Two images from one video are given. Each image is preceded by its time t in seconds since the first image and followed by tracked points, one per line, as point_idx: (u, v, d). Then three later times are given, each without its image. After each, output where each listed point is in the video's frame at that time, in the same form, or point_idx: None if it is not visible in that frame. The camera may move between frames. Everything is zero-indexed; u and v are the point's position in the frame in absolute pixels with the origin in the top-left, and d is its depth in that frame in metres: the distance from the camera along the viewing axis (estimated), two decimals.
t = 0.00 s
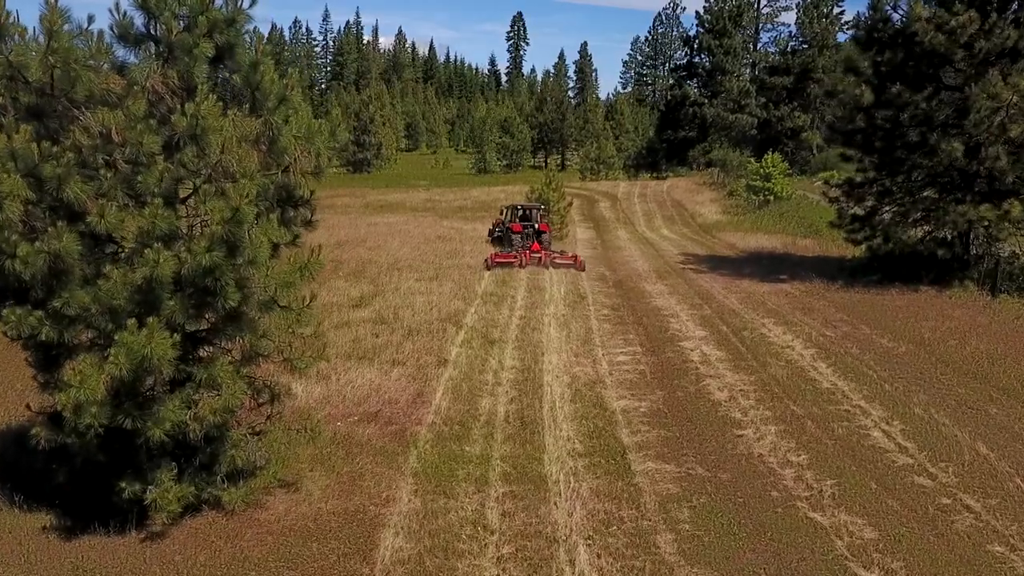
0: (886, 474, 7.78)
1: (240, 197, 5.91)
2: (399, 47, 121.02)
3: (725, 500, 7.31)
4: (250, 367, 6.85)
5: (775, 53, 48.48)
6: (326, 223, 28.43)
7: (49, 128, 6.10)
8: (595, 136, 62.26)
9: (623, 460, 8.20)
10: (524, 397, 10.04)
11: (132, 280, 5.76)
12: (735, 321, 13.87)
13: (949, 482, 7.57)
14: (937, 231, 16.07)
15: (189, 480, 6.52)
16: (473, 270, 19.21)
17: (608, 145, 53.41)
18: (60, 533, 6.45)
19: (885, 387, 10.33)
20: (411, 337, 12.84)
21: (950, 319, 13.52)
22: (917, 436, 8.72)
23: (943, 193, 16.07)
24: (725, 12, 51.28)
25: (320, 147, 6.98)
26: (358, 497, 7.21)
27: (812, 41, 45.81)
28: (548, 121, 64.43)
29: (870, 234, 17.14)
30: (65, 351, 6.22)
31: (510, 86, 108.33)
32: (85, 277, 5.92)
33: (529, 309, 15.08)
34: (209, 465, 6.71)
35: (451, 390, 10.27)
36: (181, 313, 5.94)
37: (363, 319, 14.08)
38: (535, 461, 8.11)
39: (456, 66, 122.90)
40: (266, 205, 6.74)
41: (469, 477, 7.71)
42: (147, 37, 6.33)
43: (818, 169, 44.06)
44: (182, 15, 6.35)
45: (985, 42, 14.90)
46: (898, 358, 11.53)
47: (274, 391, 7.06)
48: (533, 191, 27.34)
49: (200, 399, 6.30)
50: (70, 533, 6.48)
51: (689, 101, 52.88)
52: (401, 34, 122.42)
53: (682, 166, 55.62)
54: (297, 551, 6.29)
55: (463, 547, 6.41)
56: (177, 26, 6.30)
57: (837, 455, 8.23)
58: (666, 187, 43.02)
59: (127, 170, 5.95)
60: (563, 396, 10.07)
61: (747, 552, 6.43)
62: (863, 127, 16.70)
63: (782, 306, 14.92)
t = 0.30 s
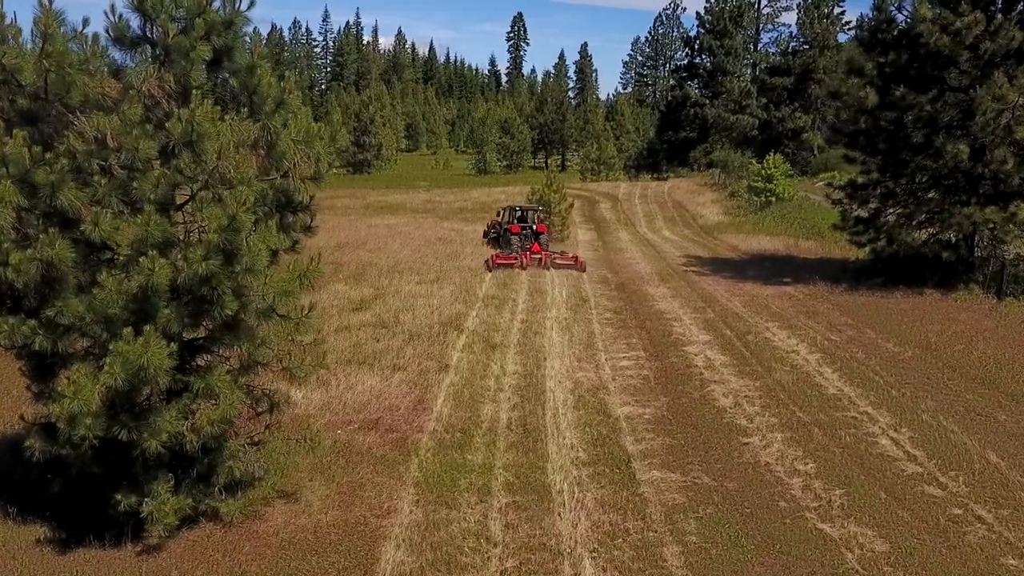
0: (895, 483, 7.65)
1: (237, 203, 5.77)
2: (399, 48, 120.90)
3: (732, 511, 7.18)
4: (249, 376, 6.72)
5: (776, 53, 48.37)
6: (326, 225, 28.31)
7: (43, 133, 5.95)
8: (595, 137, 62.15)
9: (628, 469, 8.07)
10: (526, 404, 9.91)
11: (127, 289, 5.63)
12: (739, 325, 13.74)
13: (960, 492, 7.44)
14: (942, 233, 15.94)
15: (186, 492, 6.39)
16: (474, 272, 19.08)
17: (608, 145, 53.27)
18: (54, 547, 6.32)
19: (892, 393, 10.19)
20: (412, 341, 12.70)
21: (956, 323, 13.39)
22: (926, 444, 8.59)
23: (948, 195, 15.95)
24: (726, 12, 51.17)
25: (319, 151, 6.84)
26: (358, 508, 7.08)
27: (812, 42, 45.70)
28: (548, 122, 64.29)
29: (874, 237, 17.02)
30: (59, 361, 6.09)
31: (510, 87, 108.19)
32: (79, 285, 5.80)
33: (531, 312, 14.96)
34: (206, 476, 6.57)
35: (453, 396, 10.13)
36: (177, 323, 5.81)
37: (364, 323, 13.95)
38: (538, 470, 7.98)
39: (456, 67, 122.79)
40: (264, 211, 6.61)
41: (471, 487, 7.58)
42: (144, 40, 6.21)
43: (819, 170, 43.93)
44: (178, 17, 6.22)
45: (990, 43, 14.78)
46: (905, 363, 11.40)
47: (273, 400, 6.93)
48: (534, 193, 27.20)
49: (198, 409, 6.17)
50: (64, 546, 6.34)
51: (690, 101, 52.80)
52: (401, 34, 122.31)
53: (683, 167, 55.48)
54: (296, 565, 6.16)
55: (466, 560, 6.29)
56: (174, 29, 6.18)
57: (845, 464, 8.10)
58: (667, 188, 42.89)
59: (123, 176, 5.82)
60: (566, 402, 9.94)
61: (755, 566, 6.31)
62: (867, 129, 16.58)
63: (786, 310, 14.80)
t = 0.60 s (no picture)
0: (906, 494, 7.52)
1: (235, 212, 5.64)
2: (399, 49, 120.80)
3: (740, 523, 7.05)
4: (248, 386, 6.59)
5: (777, 54, 48.22)
6: (326, 227, 28.18)
7: (36, 140, 5.82)
8: (596, 137, 62.04)
9: (633, 479, 7.94)
10: (529, 412, 9.78)
11: (122, 300, 5.50)
12: (743, 330, 13.60)
13: (971, 503, 7.31)
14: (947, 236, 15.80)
15: (183, 506, 6.25)
16: (475, 275, 18.94)
17: (609, 146, 53.14)
18: (49, 562, 6.20)
19: (899, 401, 10.06)
20: (413, 347, 12.58)
21: (962, 328, 13.26)
22: (935, 453, 8.46)
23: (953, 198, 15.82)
24: (727, 13, 51.07)
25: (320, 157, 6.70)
26: (359, 521, 6.95)
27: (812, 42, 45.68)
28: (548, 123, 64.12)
29: (879, 240, 16.90)
30: (53, 373, 5.96)
31: (510, 87, 108.03)
32: (74, 295, 5.68)
33: (533, 317, 14.83)
34: (204, 489, 6.43)
35: (455, 403, 10.00)
36: (174, 334, 5.69)
37: (364, 328, 13.81)
38: (542, 480, 7.85)
39: (456, 67, 122.67)
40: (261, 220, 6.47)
41: (474, 499, 7.45)
42: (140, 44, 6.09)
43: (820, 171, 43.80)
44: (175, 21, 6.09)
45: (996, 45, 14.66)
46: (912, 369, 11.27)
47: (272, 411, 6.79)
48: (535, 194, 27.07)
49: (195, 422, 6.03)
50: (59, 562, 6.22)
51: (691, 102, 52.68)
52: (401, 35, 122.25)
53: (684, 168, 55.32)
54: None
55: None
56: (171, 33, 6.06)
57: (854, 474, 7.96)
58: (668, 189, 42.75)
59: (119, 184, 5.70)
60: (569, 410, 9.81)
61: None
62: (870, 132, 16.45)
63: (790, 314, 14.67)
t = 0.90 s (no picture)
0: (916, 506, 7.40)
1: (233, 221, 5.52)
2: (399, 49, 120.74)
3: (748, 536, 6.92)
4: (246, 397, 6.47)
5: (778, 55, 48.19)
6: (326, 229, 28.05)
7: (30, 147, 5.69)
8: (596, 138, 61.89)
9: (639, 490, 7.81)
10: (532, 420, 9.65)
11: (118, 312, 5.37)
12: (747, 335, 13.48)
13: (983, 515, 7.19)
14: (952, 240, 15.66)
15: (180, 521, 6.12)
16: (476, 279, 18.80)
17: (609, 147, 52.99)
18: None
19: (907, 408, 9.93)
20: (413, 352, 12.45)
21: (968, 332, 13.13)
22: (945, 463, 8.33)
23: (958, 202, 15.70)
24: (727, 14, 50.42)
25: (319, 164, 6.57)
26: (360, 534, 6.83)
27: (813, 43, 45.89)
28: (549, 123, 63.89)
29: (883, 243, 16.78)
30: (48, 385, 5.84)
31: (510, 88, 107.89)
32: (69, 306, 5.56)
33: (535, 321, 14.71)
34: (202, 503, 6.29)
35: (456, 411, 9.88)
36: (171, 346, 5.56)
37: (364, 334, 13.67)
38: (546, 492, 7.72)
39: (456, 68, 122.41)
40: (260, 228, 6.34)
41: (477, 511, 7.32)
42: (136, 49, 5.96)
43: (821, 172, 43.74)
44: (172, 25, 5.96)
45: (1002, 48, 14.53)
46: (918, 376, 11.14)
47: (271, 422, 6.66)
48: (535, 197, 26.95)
49: (193, 435, 5.88)
50: None
51: (692, 103, 52.52)
52: (401, 35, 122.02)
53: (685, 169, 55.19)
54: None
55: None
56: (167, 38, 5.93)
57: (863, 485, 7.83)
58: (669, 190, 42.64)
59: (115, 193, 5.57)
60: (573, 418, 9.68)
61: None
62: (874, 134, 16.33)
63: (794, 318, 14.54)
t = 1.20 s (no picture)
0: (930, 521, 7.25)
1: (231, 233, 5.37)
2: (399, 50, 120.55)
3: (759, 552, 6.78)
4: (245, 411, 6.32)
5: (778, 56, 48.13)
6: (326, 232, 27.87)
7: (23, 157, 5.53)
8: (596, 139, 61.74)
9: (646, 504, 7.66)
10: (536, 430, 9.50)
11: (113, 326, 5.22)
12: (752, 341, 13.32)
13: (999, 531, 7.04)
14: (959, 243, 15.51)
15: (178, 539, 5.96)
16: (477, 282, 18.64)
17: (610, 148, 52.79)
18: None
19: (916, 417, 9.78)
20: (415, 359, 12.29)
21: (977, 338, 12.98)
22: (958, 474, 8.18)
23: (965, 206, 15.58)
24: (728, 14, 50.00)
25: (320, 173, 6.42)
26: (362, 551, 6.70)
27: (814, 44, 45.80)
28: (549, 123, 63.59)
29: (889, 247, 16.62)
30: (42, 401, 5.68)
31: (510, 89, 107.75)
32: (63, 320, 5.40)
33: (537, 326, 14.55)
34: (200, 520, 6.14)
35: (459, 421, 9.73)
36: (168, 361, 5.41)
37: (365, 340, 13.51)
38: (551, 505, 7.57)
39: (456, 68, 122.17)
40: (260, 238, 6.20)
41: (481, 526, 7.17)
42: (132, 55, 5.80)
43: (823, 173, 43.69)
44: (168, 31, 5.80)
45: (1010, 50, 14.39)
46: (927, 383, 10.99)
47: (271, 437, 6.52)
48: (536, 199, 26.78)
49: (190, 452, 5.73)
50: None
51: (693, 104, 52.36)
52: (401, 35, 121.80)
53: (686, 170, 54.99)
54: None
55: None
56: (164, 45, 5.77)
57: (875, 498, 7.69)
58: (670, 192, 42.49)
59: (110, 204, 5.42)
60: (577, 428, 9.53)
61: None
62: (880, 137, 16.18)
63: (799, 324, 14.38)
